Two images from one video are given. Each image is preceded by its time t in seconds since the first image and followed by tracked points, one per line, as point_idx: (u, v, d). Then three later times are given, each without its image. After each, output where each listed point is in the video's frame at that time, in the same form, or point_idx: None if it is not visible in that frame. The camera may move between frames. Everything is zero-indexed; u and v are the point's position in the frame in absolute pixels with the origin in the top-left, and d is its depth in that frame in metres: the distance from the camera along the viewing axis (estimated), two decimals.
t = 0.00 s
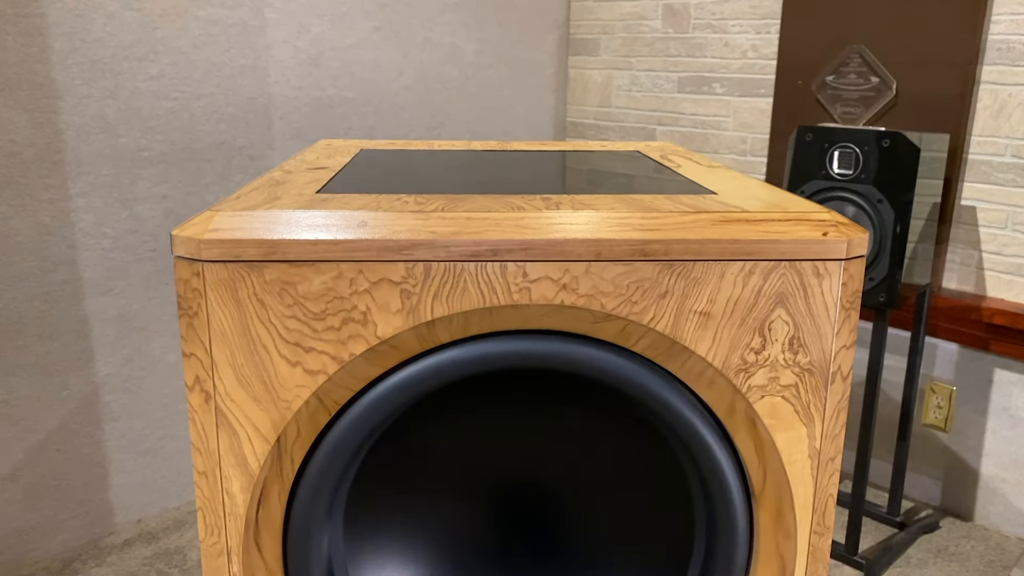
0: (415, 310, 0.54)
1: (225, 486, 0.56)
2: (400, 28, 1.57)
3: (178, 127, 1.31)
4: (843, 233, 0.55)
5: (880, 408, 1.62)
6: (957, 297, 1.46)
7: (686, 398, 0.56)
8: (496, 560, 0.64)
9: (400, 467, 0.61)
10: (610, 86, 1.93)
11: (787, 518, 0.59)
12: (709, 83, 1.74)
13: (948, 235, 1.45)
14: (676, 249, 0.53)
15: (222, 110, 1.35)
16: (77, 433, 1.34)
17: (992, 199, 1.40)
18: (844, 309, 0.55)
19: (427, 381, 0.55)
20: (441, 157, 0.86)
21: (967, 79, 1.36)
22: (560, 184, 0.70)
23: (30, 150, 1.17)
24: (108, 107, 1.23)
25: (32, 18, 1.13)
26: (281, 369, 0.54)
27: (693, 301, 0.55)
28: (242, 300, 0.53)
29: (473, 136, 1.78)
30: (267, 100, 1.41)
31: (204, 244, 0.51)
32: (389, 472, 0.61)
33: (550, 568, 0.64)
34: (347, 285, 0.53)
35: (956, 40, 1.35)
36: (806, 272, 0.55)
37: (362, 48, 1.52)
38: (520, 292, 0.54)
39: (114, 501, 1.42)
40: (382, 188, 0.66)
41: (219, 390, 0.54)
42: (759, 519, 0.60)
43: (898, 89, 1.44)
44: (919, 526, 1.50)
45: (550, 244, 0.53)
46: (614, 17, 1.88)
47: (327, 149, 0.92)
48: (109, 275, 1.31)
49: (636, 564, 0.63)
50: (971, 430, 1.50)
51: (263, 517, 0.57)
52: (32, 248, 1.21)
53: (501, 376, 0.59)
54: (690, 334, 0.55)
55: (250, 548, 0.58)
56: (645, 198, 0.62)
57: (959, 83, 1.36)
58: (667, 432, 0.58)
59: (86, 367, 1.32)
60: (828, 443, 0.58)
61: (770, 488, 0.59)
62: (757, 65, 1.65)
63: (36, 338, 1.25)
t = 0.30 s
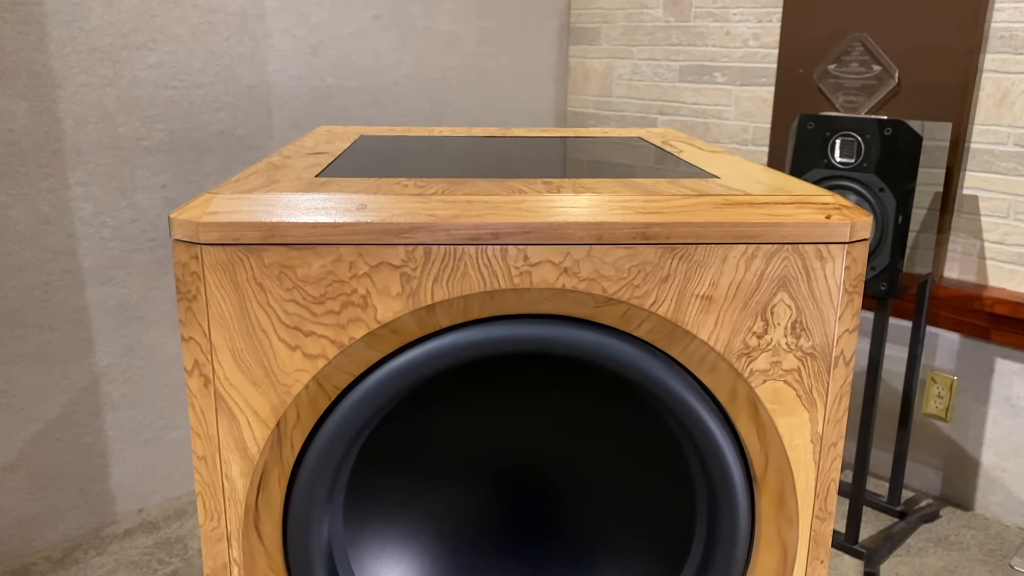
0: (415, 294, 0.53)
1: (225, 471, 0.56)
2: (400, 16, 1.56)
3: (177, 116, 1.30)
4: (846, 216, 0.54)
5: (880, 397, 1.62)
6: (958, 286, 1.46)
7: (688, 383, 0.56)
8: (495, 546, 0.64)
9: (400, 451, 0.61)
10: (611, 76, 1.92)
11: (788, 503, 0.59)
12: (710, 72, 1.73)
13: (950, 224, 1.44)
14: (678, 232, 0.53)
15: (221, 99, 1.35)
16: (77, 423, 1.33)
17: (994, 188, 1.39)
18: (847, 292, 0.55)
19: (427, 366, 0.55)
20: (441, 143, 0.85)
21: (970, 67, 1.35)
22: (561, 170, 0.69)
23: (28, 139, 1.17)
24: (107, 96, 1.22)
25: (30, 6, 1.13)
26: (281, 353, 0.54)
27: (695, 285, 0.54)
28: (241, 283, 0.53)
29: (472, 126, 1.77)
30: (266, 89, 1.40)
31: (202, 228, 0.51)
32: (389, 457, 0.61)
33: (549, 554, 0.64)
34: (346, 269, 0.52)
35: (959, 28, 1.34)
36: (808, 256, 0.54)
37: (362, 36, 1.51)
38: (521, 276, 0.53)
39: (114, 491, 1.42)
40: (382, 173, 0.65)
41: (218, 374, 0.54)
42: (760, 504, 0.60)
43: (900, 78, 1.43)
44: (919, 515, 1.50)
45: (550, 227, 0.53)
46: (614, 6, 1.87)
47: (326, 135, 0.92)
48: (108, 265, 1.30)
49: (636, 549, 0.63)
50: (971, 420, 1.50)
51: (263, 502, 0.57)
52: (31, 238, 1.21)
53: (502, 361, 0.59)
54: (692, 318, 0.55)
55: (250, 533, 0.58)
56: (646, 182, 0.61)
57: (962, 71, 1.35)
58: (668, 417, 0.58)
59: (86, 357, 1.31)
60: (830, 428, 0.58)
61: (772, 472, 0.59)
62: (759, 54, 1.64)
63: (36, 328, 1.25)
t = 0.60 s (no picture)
0: (415, 278, 0.53)
1: (225, 455, 0.56)
2: (400, 5, 1.55)
3: (176, 105, 1.30)
4: (849, 199, 0.54)
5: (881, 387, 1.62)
6: (960, 276, 1.45)
7: (689, 367, 0.56)
8: (495, 531, 0.64)
9: (399, 437, 0.61)
10: (612, 65, 1.91)
11: (791, 488, 0.59)
12: (712, 62, 1.72)
13: (952, 214, 1.44)
14: (680, 215, 0.53)
15: (221, 89, 1.34)
16: (78, 413, 1.33)
17: (996, 177, 1.39)
18: (850, 276, 0.55)
19: (429, 350, 0.54)
20: (442, 129, 0.85)
21: (972, 56, 1.34)
22: (562, 155, 0.69)
23: (27, 129, 1.17)
24: (106, 85, 1.22)
25: None
26: (281, 337, 0.54)
27: (697, 269, 0.54)
28: (241, 267, 0.52)
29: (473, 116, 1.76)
30: (266, 78, 1.39)
31: (201, 211, 0.51)
32: (389, 442, 0.60)
33: (549, 539, 0.64)
34: (346, 252, 0.52)
35: (962, 16, 1.34)
36: (811, 240, 0.54)
37: (362, 26, 1.50)
38: (522, 260, 0.53)
39: (116, 480, 1.42)
40: (384, 159, 0.65)
41: (218, 358, 0.54)
42: (762, 489, 0.60)
43: (902, 67, 1.42)
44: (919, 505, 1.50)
45: (551, 211, 0.52)
46: None
47: (326, 122, 0.91)
48: (109, 254, 1.30)
49: (637, 534, 0.63)
50: (972, 410, 1.50)
51: (263, 487, 0.57)
52: (31, 228, 1.21)
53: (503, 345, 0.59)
54: (694, 302, 0.55)
55: (250, 518, 0.57)
56: (648, 165, 0.61)
57: (964, 60, 1.35)
58: (669, 401, 0.57)
59: (86, 347, 1.31)
60: (832, 412, 0.58)
61: (774, 457, 0.59)
62: (760, 43, 1.63)
63: (36, 318, 1.25)
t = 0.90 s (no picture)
0: (416, 263, 0.53)
1: (225, 441, 0.56)
2: None
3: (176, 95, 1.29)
4: (851, 184, 0.54)
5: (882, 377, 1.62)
6: (961, 267, 1.45)
7: (690, 353, 0.56)
8: (495, 518, 0.64)
9: (399, 424, 0.61)
10: (613, 56, 1.90)
11: (792, 474, 0.59)
12: (713, 52, 1.72)
13: (953, 204, 1.44)
14: (682, 200, 0.53)
15: (220, 79, 1.33)
16: (78, 404, 1.33)
17: (998, 167, 1.39)
18: (852, 262, 0.55)
19: (429, 336, 0.54)
20: (441, 116, 0.85)
21: (974, 45, 1.34)
22: (563, 142, 0.68)
23: (26, 118, 1.16)
24: (105, 75, 1.21)
25: None
26: (280, 323, 0.53)
27: (698, 254, 0.54)
28: (240, 252, 0.52)
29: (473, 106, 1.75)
30: (266, 69, 1.39)
31: (200, 195, 0.51)
32: (389, 430, 0.60)
33: (549, 527, 0.64)
34: (346, 238, 0.52)
35: (964, 5, 1.33)
36: (813, 225, 0.54)
37: (362, 15, 1.49)
38: (523, 246, 0.53)
39: (117, 471, 1.42)
40: (384, 145, 0.65)
41: (217, 344, 0.54)
42: (763, 476, 0.60)
43: (903, 56, 1.42)
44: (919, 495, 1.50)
45: (552, 196, 0.52)
46: None
47: (326, 110, 0.91)
48: (108, 245, 1.30)
49: (637, 519, 0.63)
50: (972, 400, 1.50)
51: (263, 473, 0.57)
52: (30, 218, 1.21)
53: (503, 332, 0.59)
54: (695, 288, 0.54)
55: (250, 504, 0.57)
56: (650, 151, 0.61)
57: (967, 50, 1.34)
58: (670, 387, 0.57)
59: (86, 338, 1.31)
60: (834, 398, 0.58)
61: (775, 443, 0.59)
62: (762, 33, 1.63)
63: (36, 309, 1.25)
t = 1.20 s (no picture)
0: (416, 249, 0.53)
1: (225, 427, 0.56)
2: None
3: (175, 86, 1.29)
4: (853, 169, 0.54)
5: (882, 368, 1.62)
6: (962, 257, 1.45)
7: (691, 339, 0.55)
8: (496, 505, 0.64)
9: (399, 411, 0.60)
10: (614, 46, 1.90)
11: (793, 461, 0.59)
12: (714, 43, 1.71)
13: (954, 195, 1.43)
14: (683, 186, 0.52)
15: (219, 69, 1.33)
16: (79, 395, 1.34)
17: (1000, 157, 1.38)
18: (853, 248, 0.55)
19: (430, 322, 0.54)
20: (441, 104, 0.84)
21: (976, 35, 1.33)
22: (564, 130, 0.68)
23: (25, 109, 1.16)
24: (104, 66, 1.21)
25: None
26: (280, 309, 0.53)
27: (700, 240, 0.54)
28: (240, 238, 0.52)
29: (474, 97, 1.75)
30: (265, 59, 1.38)
31: (199, 180, 0.50)
32: (390, 416, 0.60)
33: (550, 513, 0.64)
34: (346, 223, 0.52)
35: None
36: (815, 210, 0.54)
37: (362, 6, 1.49)
38: (523, 232, 0.53)
39: (118, 462, 1.42)
40: (384, 131, 0.64)
41: (217, 330, 0.54)
42: (764, 462, 0.60)
43: (905, 46, 1.41)
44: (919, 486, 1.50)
45: (553, 181, 0.52)
46: None
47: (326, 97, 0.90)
48: (108, 236, 1.29)
49: (637, 506, 0.63)
50: (973, 391, 1.50)
51: (264, 459, 0.57)
52: (29, 209, 1.20)
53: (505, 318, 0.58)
54: (696, 274, 0.54)
55: (250, 491, 0.57)
56: (651, 137, 0.60)
57: (969, 39, 1.34)
58: (670, 373, 0.57)
59: (87, 329, 1.31)
60: (835, 385, 0.58)
61: (776, 430, 0.59)
62: (763, 23, 1.62)
63: (36, 300, 1.25)
